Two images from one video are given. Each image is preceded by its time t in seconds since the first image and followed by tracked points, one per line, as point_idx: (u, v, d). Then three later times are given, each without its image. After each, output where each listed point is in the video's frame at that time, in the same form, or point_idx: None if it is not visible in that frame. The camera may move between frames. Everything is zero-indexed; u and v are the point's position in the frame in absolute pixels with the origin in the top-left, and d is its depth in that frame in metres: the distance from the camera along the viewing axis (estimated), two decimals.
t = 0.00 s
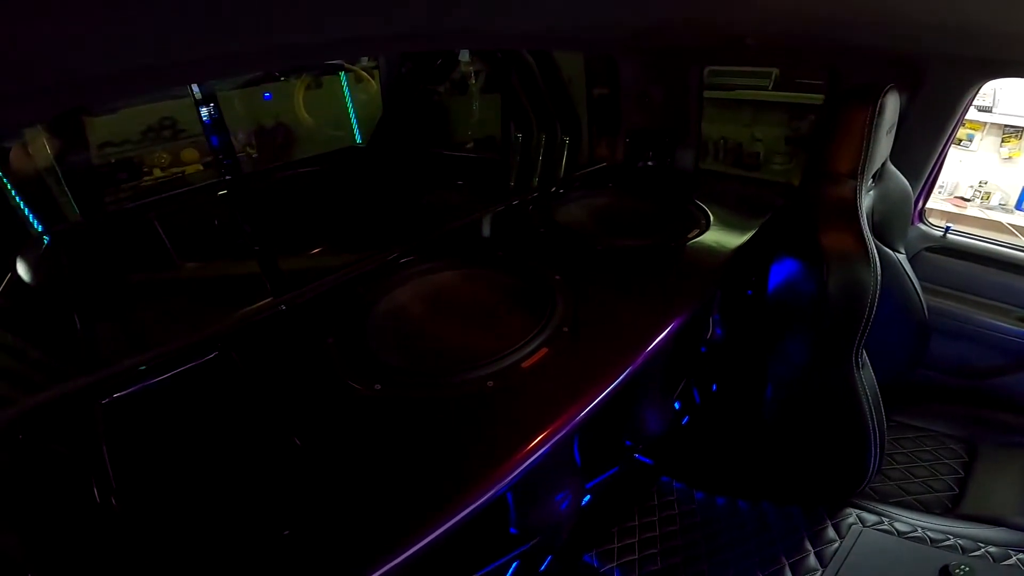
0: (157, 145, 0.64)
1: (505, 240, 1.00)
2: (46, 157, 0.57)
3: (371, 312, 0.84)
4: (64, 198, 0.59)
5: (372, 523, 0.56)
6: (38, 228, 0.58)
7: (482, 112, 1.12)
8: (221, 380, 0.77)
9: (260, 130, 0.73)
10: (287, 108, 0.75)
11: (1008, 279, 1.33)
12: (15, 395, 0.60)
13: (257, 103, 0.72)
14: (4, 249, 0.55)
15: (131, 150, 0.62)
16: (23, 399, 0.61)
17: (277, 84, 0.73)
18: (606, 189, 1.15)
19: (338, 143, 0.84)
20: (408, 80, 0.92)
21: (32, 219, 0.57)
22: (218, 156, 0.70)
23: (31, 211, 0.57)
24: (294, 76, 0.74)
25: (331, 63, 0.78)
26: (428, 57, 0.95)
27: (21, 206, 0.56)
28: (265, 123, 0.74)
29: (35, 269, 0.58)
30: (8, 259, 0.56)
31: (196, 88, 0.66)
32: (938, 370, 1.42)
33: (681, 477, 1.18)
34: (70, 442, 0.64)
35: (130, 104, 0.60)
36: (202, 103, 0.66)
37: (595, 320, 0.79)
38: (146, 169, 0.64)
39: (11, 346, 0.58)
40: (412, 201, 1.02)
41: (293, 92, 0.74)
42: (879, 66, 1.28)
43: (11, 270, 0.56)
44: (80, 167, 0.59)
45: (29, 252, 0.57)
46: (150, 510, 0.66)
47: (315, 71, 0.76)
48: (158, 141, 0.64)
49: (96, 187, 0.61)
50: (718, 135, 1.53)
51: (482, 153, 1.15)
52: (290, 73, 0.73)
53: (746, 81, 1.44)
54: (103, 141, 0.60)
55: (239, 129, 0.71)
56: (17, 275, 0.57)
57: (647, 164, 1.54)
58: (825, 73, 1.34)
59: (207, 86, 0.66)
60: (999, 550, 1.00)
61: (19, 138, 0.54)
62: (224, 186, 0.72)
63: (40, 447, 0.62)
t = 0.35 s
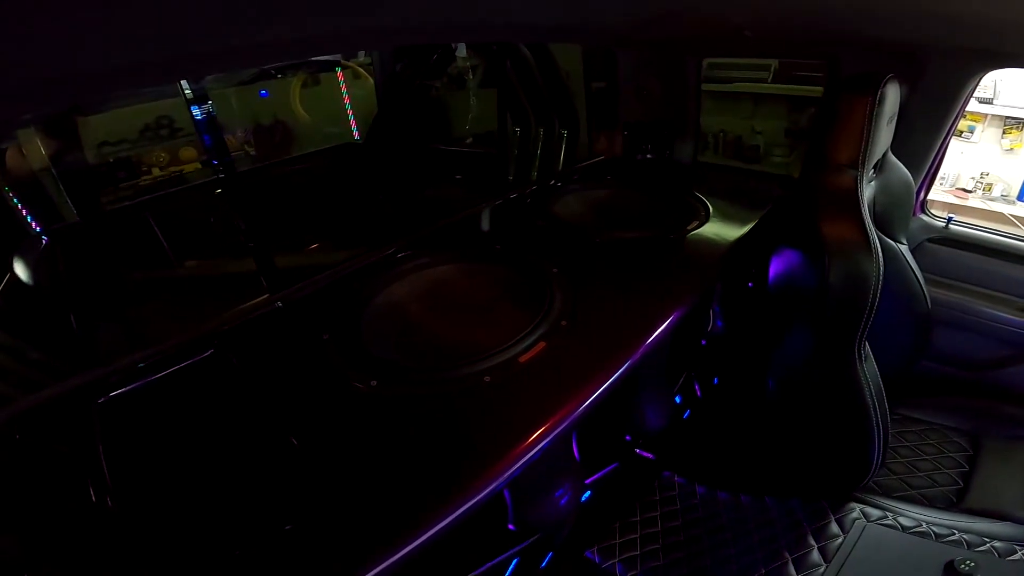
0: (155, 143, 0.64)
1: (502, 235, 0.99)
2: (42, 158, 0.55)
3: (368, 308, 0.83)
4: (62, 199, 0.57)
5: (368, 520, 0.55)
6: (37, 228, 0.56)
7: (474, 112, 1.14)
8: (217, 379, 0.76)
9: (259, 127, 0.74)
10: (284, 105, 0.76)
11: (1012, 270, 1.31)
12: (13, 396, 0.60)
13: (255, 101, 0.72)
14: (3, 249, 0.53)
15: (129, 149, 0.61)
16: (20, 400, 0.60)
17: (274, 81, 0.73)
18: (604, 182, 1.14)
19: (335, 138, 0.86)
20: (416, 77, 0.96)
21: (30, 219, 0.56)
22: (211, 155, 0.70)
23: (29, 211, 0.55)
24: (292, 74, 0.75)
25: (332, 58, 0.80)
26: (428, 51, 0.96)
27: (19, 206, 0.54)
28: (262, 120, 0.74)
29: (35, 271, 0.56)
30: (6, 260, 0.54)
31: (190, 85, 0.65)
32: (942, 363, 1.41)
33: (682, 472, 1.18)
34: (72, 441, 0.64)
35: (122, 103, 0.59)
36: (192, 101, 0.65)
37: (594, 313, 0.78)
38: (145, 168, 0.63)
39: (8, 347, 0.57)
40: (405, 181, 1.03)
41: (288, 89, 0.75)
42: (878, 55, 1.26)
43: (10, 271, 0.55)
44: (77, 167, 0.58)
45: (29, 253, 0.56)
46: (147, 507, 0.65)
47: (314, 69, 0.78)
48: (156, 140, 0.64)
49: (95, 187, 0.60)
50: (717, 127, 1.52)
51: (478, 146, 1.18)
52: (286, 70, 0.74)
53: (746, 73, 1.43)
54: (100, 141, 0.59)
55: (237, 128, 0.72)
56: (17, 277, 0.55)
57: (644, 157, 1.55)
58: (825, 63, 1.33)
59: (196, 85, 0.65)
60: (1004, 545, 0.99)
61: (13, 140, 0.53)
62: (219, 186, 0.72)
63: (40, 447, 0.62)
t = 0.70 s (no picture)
0: (147, 143, 0.65)
1: (495, 228, 0.98)
2: (31, 160, 0.56)
3: (359, 302, 0.82)
4: (54, 201, 0.58)
5: (360, 516, 0.55)
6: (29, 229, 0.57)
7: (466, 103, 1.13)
8: (207, 379, 0.75)
9: (252, 125, 0.75)
10: (277, 102, 0.77)
11: (1011, 260, 1.31)
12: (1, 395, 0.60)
13: (247, 100, 0.73)
14: None
15: (121, 149, 0.62)
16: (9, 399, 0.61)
17: (266, 79, 0.74)
18: (597, 174, 1.13)
19: (329, 134, 0.87)
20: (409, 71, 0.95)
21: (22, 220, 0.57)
22: (200, 155, 0.70)
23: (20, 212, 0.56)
24: (282, 71, 0.75)
25: (327, 49, 0.80)
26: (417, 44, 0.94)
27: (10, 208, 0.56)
28: (256, 118, 0.75)
29: (28, 272, 0.57)
30: None
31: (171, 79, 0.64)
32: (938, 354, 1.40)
33: (680, 466, 1.17)
34: (64, 441, 0.63)
35: (114, 104, 0.60)
36: (178, 102, 0.65)
37: (587, 306, 0.77)
38: (139, 168, 0.64)
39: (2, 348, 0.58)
40: (395, 176, 1.02)
41: (280, 86, 0.76)
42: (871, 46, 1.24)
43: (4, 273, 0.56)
44: (66, 168, 0.58)
45: (23, 254, 0.57)
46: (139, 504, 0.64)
47: (308, 67, 0.79)
48: (148, 140, 0.65)
49: (87, 187, 0.60)
50: (712, 120, 1.51)
51: (471, 140, 1.18)
52: (277, 65, 0.74)
53: (741, 66, 1.41)
54: (92, 142, 0.59)
55: (231, 126, 0.73)
56: (11, 279, 0.56)
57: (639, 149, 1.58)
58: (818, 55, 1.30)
59: (182, 85, 0.65)
60: (1004, 539, 0.99)
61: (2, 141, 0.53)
62: (211, 187, 0.72)
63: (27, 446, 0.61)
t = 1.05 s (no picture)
0: (139, 143, 0.66)
1: (483, 221, 0.98)
2: (16, 162, 0.57)
3: (344, 295, 0.81)
4: (41, 202, 0.60)
5: (345, 510, 0.54)
6: (16, 228, 0.58)
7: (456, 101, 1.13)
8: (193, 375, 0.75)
9: (241, 122, 0.76)
10: (265, 99, 0.78)
11: (1003, 249, 1.31)
12: None
13: (235, 96, 0.74)
14: None
15: (110, 148, 0.64)
16: None
17: (252, 75, 0.75)
18: (586, 166, 1.13)
19: (319, 131, 0.88)
20: (388, 61, 0.95)
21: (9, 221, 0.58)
22: (182, 159, 0.71)
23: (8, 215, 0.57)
24: (268, 69, 0.77)
25: (313, 42, 0.81)
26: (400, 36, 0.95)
27: None
28: (246, 116, 0.77)
29: (17, 273, 0.59)
30: None
31: (167, 71, 0.66)
32: (929, 343, 1.39)
33: (673, 459, 1.17)
34: (51, 439, 0.61)
35: (101, 104, 0.62)
36: (159, 102, 0.66)
37: (571, 295, 0.77)
38: (129, 167, 0.66)
39: None
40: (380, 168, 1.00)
41: (268, 83, 0.78)
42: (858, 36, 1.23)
43: None
44: (51, 170, 0.60)
45: (10, 255, 0.58)
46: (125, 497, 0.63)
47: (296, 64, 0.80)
48: (137, 139, 0.66)
49: (77, 187, 0.62)
50: (705, 113, 1.49)
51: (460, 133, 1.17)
52: (262, 61, 0.76)
53: (731, 60, 1.40)
54: (81, 141, 0.61)
55: (220, 123, 0.74)
56: None
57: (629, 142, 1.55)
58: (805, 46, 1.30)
59: (160, 83, 0.66)
60: (998, 531, 0.97)
61: None
62: (195, 189, 0.74)
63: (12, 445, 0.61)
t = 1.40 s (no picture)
0: (126, 143, 0.67)
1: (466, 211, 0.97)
2: None
3: (325, 285, 0.81)
4: (22, 198, 0.60)
5: (325, 496, 0.54)
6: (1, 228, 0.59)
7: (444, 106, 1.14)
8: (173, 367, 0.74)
9: (229, 117, 0.77)
10: (252, 94, 0.79)
11: (987, 235, 1.31)
12: None
13: (221, 92, 0.75)
14: None
15: (96, 147, 0.65)
16: None
17: (238, 70, 0.76)
18: (571, 155, 1.13)
19: (307, 127, 0.89)
20: (370, 53, 0.96)
21: None
22: (163, 158, 0.70)
23: None
24: (255, 64, 0.78)
25: (299, 33, 0.83)
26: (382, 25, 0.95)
27: None
28: (233, 111, 0.77)
29: None
30: None
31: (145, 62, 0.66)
32: (918, 331, 1.40)
33: (661, 449, 1.17)
34: (30, 437, 0.62)
35: (79, 103, 0.62)
36: (135, 100, 0.66)
37: (551, 280, 0.77)
38: (116, 167, 0.67)
39: None
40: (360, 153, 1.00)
41: (253, 78, 0.78)
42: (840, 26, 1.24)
43: None
44: (34, 168, 0.60)
45: None
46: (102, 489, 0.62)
47: (286, 61, 0.82)
48: (124, 137, 0.67)
49: (61, 185, 0.62)
50: (695, 106, 1.49)
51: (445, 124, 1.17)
52: (247, 57, 0.77)
53: (718, 52, 1.41)
54: (65, 140, 0.62)
55: (206, 119, 0.74)
56: None
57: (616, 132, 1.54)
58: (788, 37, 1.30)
59: (137, 82, 0.66)
60: (987, 521, 0.97)
61: None
62: (178, 186, 0.73)
63: None
